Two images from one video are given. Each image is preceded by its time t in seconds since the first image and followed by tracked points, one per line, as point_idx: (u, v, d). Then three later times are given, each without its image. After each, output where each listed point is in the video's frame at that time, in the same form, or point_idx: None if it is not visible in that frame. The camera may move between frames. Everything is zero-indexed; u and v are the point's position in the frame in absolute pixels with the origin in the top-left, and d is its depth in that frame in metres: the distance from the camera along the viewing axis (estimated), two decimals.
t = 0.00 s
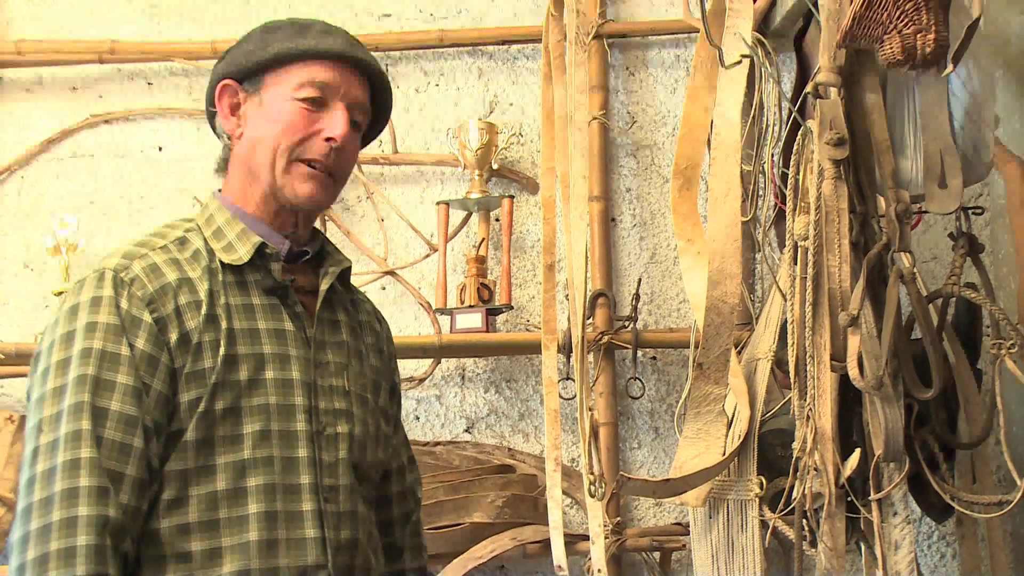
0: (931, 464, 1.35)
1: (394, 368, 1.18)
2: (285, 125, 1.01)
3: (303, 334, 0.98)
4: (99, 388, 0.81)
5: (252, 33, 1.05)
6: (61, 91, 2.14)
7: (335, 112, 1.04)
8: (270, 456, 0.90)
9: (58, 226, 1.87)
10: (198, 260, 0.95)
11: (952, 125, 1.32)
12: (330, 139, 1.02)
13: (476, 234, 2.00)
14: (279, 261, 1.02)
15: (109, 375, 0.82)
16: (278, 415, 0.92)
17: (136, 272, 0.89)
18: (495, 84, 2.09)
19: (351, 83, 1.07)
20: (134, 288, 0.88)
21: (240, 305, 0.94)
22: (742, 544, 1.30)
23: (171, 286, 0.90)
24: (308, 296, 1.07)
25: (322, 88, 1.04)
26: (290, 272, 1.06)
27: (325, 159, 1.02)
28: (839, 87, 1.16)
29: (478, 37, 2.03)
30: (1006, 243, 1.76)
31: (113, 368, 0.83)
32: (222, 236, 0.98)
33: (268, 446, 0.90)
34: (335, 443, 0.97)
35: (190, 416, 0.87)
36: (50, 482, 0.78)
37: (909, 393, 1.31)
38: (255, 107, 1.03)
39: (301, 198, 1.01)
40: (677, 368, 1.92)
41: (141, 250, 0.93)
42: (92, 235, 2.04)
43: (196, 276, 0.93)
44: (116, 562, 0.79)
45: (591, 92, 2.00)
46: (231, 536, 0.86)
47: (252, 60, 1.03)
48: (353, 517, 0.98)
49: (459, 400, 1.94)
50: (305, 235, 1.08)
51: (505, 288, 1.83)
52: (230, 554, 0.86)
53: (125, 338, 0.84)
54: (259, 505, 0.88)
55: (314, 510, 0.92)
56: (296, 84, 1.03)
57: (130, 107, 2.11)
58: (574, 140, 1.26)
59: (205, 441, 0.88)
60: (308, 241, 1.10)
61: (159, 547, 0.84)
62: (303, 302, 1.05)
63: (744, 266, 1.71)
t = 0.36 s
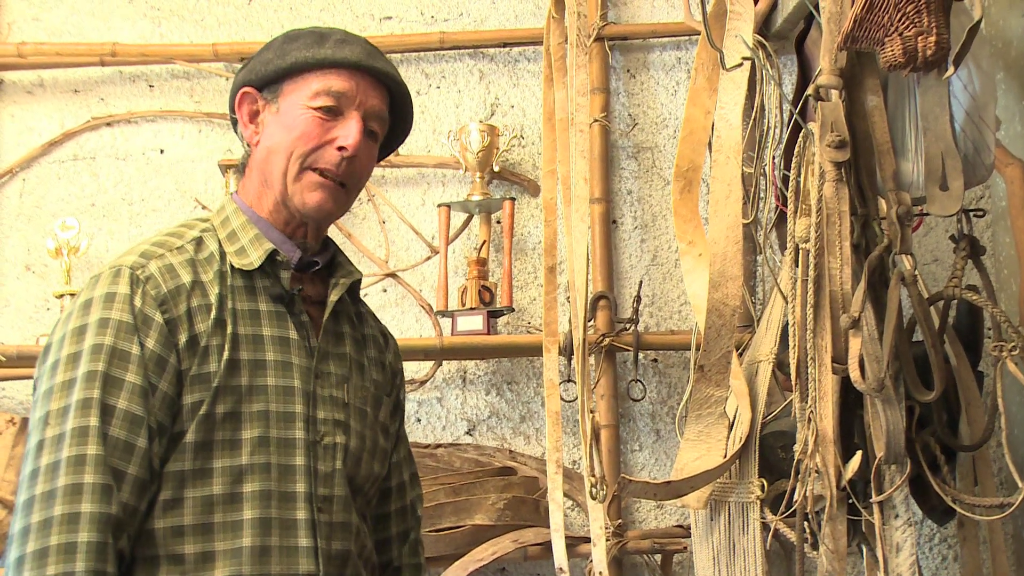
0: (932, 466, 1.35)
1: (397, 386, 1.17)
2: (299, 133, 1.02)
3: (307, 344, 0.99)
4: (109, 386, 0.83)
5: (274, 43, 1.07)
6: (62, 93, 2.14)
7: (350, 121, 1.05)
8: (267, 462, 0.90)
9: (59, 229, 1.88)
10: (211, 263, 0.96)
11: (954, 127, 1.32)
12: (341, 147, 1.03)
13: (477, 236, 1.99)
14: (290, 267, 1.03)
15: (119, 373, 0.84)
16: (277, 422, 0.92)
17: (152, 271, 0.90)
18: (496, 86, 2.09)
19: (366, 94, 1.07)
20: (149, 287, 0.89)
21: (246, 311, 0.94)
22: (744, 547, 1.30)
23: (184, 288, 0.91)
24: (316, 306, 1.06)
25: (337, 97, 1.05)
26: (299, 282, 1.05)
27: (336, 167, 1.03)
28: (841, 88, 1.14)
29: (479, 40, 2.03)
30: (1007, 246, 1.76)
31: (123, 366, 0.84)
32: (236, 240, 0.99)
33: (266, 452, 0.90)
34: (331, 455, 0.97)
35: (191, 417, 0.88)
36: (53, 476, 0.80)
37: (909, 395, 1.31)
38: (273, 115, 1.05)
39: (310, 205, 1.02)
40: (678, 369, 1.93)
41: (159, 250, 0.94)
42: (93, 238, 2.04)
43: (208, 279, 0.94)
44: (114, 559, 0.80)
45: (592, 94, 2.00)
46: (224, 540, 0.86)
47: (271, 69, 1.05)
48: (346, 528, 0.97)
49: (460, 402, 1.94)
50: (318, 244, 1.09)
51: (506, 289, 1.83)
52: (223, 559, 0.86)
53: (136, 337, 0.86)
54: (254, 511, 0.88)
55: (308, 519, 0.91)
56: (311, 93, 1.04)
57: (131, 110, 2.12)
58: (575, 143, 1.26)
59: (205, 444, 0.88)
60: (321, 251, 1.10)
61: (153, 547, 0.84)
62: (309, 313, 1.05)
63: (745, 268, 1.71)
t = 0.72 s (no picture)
0: (932, 466, 1.35)
1: (398, 384, 1.16)
2: (276, 147, 1.00)
3: (304, 343, 0.98)
4: (100, 384, 0.83)
5: (231, 57, 1.03)
6: (63, 94, 2.14)
7: (323, 121, 1.02)
8: (263, 461, 0.90)
9: (59, 229, 1.88)
10: (207, 262, 0.96)
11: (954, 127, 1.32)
12: (321, 153, 1.00)
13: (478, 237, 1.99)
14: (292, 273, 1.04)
15: (111, 371, 0.84)
16: (274, 421, 0.92)
17: (147, 270, 0.90)
18: (496, 87, 2.09)
19: (336, 87, 1.03)
20: (143, 286, 0.89)
21: (244, 310, 0.95)
22: (744, 547, 1.30)
23: (179, 287, 0.92)
24: (313, 305, 1.06)
25: (306, 100, 1.01)
26: (296, 280, 1.06)
27: (322, 174, 1.01)
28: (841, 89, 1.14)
29: (480, 40, 2.03)
30: (1007, 246, 1.76)
31: (116, 365, 0.84)
32: (233, 240, 0.99)
33: (262, 450, 0.91)
34: (329, 453, 0.96)
35: (186, 416, 0.88)
36: (44, 474, 0.80)
37: (910, 396, 1.31)
38: (248, 132, 1.03)
39: (305, 216, 1.01)
40: (678, 370, 1.93)
41: (154, 249, 0.94)
42: (94, 238, 2.04)
43: (205, 279, 0.94)
44: (105, 557, 0.80)
45: (592, 94, 2.00)
46: (219, 538, 0.87)
47: (234, 86, 1.02)
48: (345, 527, 0.97)
49: (460, 403, 1.94)
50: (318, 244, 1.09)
51: (507, 290, 1.83)
52: (218, 557, 0.86)
53: (129, 335, 0.86)
54: (249, 509, 0.88)
55: (305, 518, 0.91)
56: (279, 102, 1.01)
57: (132, 110, 2.12)
58: (575, 142, 1.27)
59: (200, 442, 0.88)
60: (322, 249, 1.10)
61: (149, 546, 0.85)
62: (307, 312, 1.04)
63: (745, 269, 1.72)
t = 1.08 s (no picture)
0: (933, 467, 1.35)
1: (387, 365, 1.10)
2: (220, 150, 0.94)
3: (275, 340, 0.94)
4: (67, 403, 0.79)
5: (162, 65, 0.97)
6: (64, 94, 2.14)
7: (265, 116, 0.96)
8: (242, 462, 0.86)
9: (61, 230, 1.87)
10: (169, 270, 0.92)
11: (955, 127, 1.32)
12: (266, 149, 0.94)
13: (479, 237, 1.99)
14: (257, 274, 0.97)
15: (76, 391, 0.80)
16: (251, 421, 0.88)
17: (105, 285, 0.87)
18: (498, 87, 2.09)
19: (274, 79, 0.97)
20: (102, 301, 0.85)
21: (209, 314, 0.91)
22: (745, 546, 1.30)
23: (140, 298, 0.88)
24: (282, 300, 1.00)
25: (243, 98, 0.95)
26: (261, 278, 0.99)
27: (271, 169, 0.94)
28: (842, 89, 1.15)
29: (480, 40, 2.03)
30: (1009, 246, 1.75)
31: (80, 384, 0.81)
32: (193, 246, 0.95)
33: (240, 452, 0.86)
34: (310, 448, 0.91)
35: (161, 425, 0.84)
36: (17, 500, 0.77)
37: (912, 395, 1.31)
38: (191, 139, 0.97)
39: (260, 216, 0.95)
40: (680, 370, 1.92)
41: (113, 263, 0.90)
42: (95, 238, 2.05)
43: (167, 286, 0.90)
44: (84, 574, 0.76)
45: (594, 94, 2.00)
46: (206, 544, 0.83)
47: (168, 94, 0.96)
48: (334, 521, 0.91)
49: (461, 402, 1.94)
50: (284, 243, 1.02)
51: (507, 290, 1.83)
52: (207, 562, 0.82)
53: (91, 352, 0.82)
54: (233, 511, 0.84)
55: (291, 515, 0.87)
56: (216, 104, 0.95)
57: (132, 110, 2.12)
58: (576, 144, 1.26)
59: (177, 451, 0.84)
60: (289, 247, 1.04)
61: (135, 558, 0.81)
62: (275, 307, 0.98)
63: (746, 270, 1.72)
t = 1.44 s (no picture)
0: (936, 468, 1.35)
1: (364, 353, 1.08)
2: (168, 142, 0.94)
3: (252, 335, 0.93)
4: (38, 411, 0.79)
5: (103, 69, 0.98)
6: (67, 94, 2.14)
7: (207, 101, 0.95)
8: (226, 461, 0.86)
9: (63, 231, 1.87)
10: (141, 272, 0.91)
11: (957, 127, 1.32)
12: (211, 132, 0.93)
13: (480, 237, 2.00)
14: (227, 265, 0.96)
15: (48, 398, 0.80)
16: (232, 419, 0.87)
17: (76, 291, 0.86)
18: (500, 87, 2.09)
19: (210, 64, 0.97)
20: (74, 307, 0.85)
21: (184, 314, 0.90)
22: (748, 548, 1.30)
23: (112, 302, 0.87)
24: (256, 294, 0.99)
25: (183, 86, 0.95)
26: (233, 274, 0.98)
27: (220, 152, 0.94)
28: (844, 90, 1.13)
29: (482, 41, 2.03)
30: (1011, 247, 1.75)
31: (51, 391, 0.80)
32: (164, 246, 0.94)
33: (223, 451, 0.86)
34: (293, 443, 0.91)
35: (143, 427, 0.84)
36: None
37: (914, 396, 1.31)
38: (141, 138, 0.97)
39: (217, 201, 0.94)
40: (682, 370, 1.92)
41: (83, 268, 0.90)
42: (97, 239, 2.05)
43: (139, 288, 0.89)
44: None
45: (596, 94, 2.00)
46: (194, 544, 0.83)
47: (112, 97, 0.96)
48: (320, 515, 0.92)
49: (463, 403, 1.95)
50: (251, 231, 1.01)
51: (509, 290, 1.83)
52: (195, 562, 0.82)
53: (62, 358, 0.81)
54: (220, 510, 0.84)
55: (277, 511, 0.87)
56: (159, 97, 0.95)
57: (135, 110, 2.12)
58: (579, 144, 1.26)
59: (160, 453, 0.84)
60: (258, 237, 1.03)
61: (122, 562, 0.81)
62: (250, 302, 0.97)
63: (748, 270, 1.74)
